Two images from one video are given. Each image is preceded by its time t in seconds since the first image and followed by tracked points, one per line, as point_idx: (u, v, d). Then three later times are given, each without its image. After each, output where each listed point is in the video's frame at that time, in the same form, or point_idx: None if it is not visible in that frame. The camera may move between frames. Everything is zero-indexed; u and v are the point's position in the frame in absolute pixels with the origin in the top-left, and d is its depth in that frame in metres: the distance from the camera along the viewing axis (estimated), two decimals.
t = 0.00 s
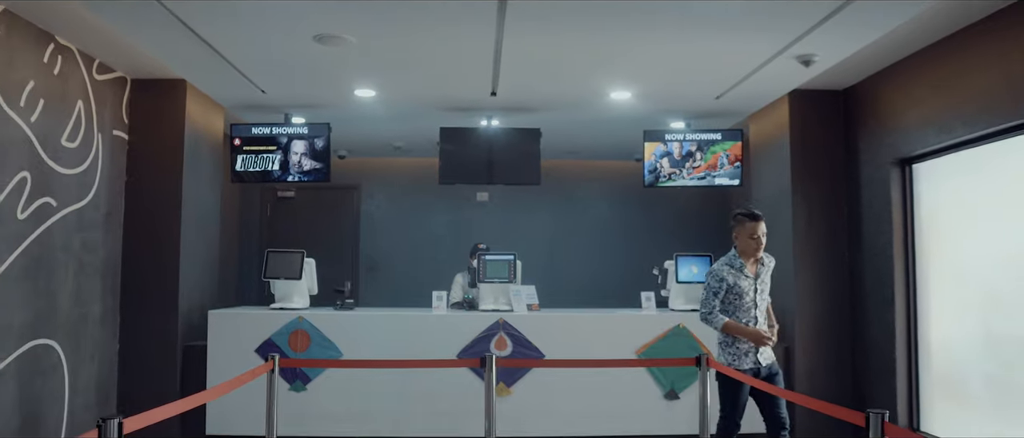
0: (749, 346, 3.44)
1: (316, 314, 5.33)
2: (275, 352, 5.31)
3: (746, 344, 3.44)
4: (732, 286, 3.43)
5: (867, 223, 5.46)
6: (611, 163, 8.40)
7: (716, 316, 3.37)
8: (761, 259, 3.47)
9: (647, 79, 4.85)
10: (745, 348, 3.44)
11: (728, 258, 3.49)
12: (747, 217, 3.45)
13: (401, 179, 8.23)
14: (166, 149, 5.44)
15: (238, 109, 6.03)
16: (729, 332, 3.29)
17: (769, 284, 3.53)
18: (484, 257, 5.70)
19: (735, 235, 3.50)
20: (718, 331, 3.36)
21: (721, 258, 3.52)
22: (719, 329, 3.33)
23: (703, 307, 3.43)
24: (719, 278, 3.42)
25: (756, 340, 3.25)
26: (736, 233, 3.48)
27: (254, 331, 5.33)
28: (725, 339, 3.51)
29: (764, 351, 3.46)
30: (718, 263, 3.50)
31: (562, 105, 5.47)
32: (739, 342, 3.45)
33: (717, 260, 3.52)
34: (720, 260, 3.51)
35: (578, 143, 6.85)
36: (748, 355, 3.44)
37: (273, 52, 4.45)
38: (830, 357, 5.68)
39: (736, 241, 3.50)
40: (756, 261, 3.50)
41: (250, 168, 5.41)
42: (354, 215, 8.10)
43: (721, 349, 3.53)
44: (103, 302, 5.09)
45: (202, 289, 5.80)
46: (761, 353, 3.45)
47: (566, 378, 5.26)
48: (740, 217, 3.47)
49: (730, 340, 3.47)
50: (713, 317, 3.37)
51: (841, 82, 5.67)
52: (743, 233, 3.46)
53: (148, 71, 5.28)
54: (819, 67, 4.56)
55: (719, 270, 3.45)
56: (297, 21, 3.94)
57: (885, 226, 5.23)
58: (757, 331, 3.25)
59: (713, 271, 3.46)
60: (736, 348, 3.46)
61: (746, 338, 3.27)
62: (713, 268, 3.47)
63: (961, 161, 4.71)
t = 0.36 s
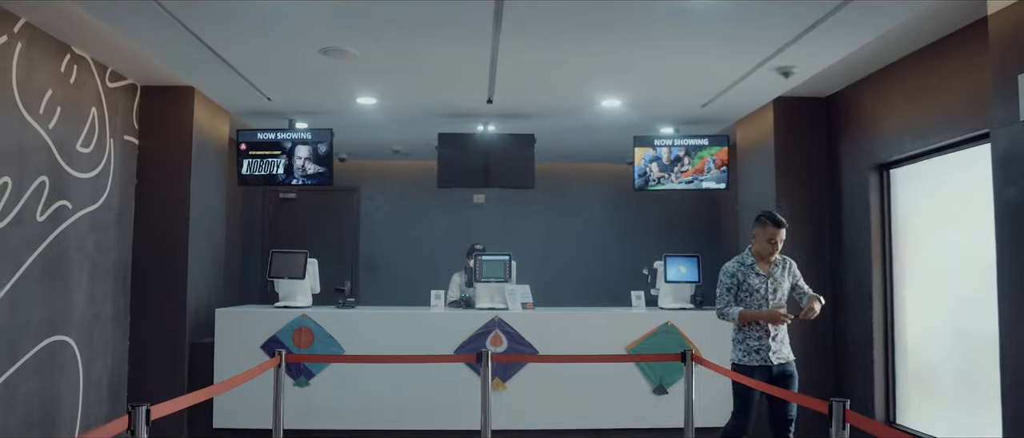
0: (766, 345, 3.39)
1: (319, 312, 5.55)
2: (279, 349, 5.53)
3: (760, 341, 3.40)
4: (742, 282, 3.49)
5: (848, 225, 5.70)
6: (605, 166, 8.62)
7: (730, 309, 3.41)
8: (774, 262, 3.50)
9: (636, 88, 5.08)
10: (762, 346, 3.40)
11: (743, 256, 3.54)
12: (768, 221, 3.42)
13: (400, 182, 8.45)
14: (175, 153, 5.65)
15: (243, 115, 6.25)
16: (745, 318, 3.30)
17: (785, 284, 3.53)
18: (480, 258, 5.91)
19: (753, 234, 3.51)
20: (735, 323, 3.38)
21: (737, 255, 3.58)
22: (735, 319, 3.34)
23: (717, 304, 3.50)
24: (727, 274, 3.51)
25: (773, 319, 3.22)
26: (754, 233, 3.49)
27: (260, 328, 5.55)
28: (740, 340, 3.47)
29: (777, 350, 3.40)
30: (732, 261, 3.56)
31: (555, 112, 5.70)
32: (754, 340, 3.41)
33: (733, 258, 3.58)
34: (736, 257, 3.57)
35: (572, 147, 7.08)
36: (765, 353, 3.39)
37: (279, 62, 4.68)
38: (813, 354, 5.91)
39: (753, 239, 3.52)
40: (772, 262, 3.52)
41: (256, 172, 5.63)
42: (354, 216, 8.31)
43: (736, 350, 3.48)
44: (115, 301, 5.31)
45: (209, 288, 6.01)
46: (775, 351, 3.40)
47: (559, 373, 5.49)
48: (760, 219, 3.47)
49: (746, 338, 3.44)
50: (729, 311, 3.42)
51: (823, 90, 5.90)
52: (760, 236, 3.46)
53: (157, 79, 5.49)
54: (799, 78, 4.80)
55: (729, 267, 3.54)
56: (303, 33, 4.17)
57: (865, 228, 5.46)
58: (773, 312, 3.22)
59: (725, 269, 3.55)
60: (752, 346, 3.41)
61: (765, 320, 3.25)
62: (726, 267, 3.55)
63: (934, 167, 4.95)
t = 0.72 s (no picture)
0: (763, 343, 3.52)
1: (319, 311, 5.77)
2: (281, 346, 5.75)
3: (756, 341, 3.54)
4: (742, 283, 3.64)
5: (828, 227, 5.94)
6: (596, 169, 8.85)
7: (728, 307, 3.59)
8: (775, 263, 3.58)
9: (623, 97, 5.31)
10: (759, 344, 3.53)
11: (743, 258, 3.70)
12: (760, 221, 3.51)
13: (396, 184, 8.67)
14: (180, 158, 5.87)
15: (245, 121, 6.46)
16: (739, 313, 3.48)
17: (787, 285, 3.59)
18: (474, 258, 6.14)
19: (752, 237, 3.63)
20: (732, 319, 3.54)
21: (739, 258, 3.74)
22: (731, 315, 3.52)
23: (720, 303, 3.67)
24: (727, 274, 3.68)
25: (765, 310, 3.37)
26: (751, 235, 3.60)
27: (262, 326, 5.76)
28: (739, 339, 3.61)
29: (775, 351, 3.52)
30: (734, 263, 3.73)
31: (546, 118, 5.93)
32: (751, 339, 3.55)
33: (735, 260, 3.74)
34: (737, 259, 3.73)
35: (563, 151, 7.30)
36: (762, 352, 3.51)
37: (282, 72, 4.89)
38: (794, 351, 6.14)
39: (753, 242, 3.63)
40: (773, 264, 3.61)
41: (258, 176, 5.84)
42: (351, 218, 8.53)
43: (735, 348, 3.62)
44: (123, 300, 5.52)
45: (212, 288, 6.23)
46: (771, 352, 3.52)
47: (550, 370, 5.72)
48: (757, 220, 3.56)
49: (745, 337, 3.57)
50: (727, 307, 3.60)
51: (804, 98, 6.15)
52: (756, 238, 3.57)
53: (164, 87, 5.70)
54: (776, 88, 5.04)
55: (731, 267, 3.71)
56: (306, 46, 4.38)
57: (843, 230, 5.71)
58: (767, 303, 3.37)
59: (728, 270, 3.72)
60: (750, 345, 3.55)
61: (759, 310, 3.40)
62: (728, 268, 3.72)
63: (907, 172, 5.19)
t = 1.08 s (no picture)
0: (744, 345, 3.62)
1: (318, 309, 5.98)
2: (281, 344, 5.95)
3: (737, 342, 3.63)
4: (719, 285, 3.74)
5: (808, 229, 6.16)
6: (588, 171, 9.07)
7: (706, 309, 3.69)
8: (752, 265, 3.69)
9: (611, 104, 5.53)
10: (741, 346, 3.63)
11: (720, 261, 3.81)
12: (735, 224, 3.62)
13: (393, 186, 8.88)
14: (183, 162, 6.07)
15: (245, 125, 6.66)
16: (717, 314, 3.57)
17: (763, 286, 3.71)
18: (467, 258, 6.34)
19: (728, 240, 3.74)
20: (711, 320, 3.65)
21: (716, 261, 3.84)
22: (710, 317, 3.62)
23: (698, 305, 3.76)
24: (704, 278, 3.78)
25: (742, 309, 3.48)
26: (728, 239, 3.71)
27: (263, 325, 5.97)
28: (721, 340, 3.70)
29: (757, 352, 3.62)
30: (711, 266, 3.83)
31: (538, 123, 6.14)
32: (733, 340, 3.65)
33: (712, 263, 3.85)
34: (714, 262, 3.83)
35: (555, 155, 7.52)
36: (744, 353, 3.61)
37: (283, 80, 5.10)
38: (777, 347, 6.36)
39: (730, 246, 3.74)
40: (749, 266, 3.72)
41: (259, 180, 6.04)
42: (349, 219, 8.73)
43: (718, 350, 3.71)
44: (128, 299, 5.72)
45: (214, 288, 6.43)
46: (755, 353, 3.63)
47: (541, 366, 5.94)
48: (732, 223, 3.67)
49: (727, 338, 3.67)
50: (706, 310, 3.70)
51: (786, 103, 6.37)
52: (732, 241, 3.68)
53: (167, 93, 5.90)
54: (756, 96, 5.26)
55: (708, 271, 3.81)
56: (306, 56, 4.60)
57: (822, 231, 5.93)
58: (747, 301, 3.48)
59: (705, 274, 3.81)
60: (731, 346, 3.65)
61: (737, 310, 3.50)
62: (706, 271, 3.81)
63: (882, 176, 5.41)
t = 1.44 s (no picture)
0: (727, 342, 3.73)
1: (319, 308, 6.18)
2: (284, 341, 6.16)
3: (720, 339, 3.74)
4: (701, 284, 3.85)
5: (794, 230, 6.37)
6: (583, 173, 9.27)
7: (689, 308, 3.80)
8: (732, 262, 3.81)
9: (602, 110, 5.74)
10: (724, 343, 3.73)
11: (701, 259, 3.92)
12: (716, 222, 3.76)
13: (391, 188, 9.08)
14: (189, 166, 6.27)
15: (249, 130, 6.87)
16: (701, 310, 3.67)
17: (743, 283, 3.84)
18: (462, 259, 6.51)
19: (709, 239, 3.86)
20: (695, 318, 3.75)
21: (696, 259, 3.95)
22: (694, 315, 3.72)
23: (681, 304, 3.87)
24: (686, 276, 3.88)
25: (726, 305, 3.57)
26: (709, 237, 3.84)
27: (266, 323, 6.17)
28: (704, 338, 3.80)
29: (739, 348, 3.73)
30: (692, 264, 3.94)
31: (532, 128, 6.35)
32: (716, 338, 3.75)
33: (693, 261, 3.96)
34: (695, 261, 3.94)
35: (550, 158, 7.73)
36: (726, 349, 3.72)
37: (287, 89, 5.31)
38: (764, 345, 6.57)
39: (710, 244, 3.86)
40: (730, 264, 3.84)
41: (262, 183, 6.25)
42: (349, 220, 8.94)
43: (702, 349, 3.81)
44: (137, 298, 5.92)
45: (219, 287, 6.64)
46: (737, 350, 3.73)
47: (535, 363, 6.14)
48: (713, 222, 3.80)
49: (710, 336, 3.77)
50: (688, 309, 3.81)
51: (772, 108, 6.58)
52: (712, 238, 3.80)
53: (173, 99, 6.10)
54: (741, 103, 5.46)
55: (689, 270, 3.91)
56: (309, 66, 4.80)
57: (807, 232, 6.14)
58: (732, 298, 3.57)
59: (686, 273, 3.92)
60: (714, 344, 3.75)
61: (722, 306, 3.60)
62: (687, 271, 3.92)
63: (863, 179, 5.62)
